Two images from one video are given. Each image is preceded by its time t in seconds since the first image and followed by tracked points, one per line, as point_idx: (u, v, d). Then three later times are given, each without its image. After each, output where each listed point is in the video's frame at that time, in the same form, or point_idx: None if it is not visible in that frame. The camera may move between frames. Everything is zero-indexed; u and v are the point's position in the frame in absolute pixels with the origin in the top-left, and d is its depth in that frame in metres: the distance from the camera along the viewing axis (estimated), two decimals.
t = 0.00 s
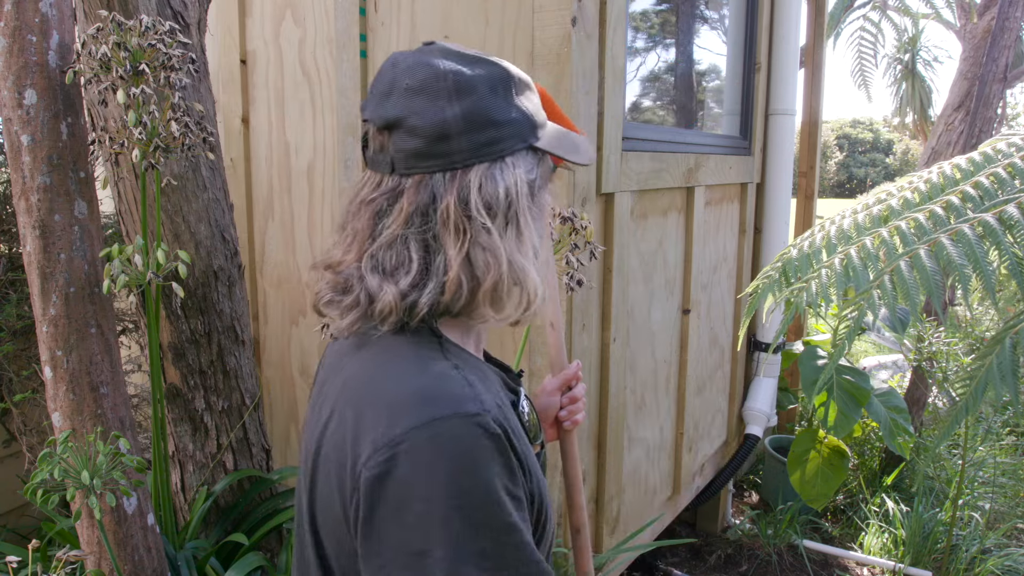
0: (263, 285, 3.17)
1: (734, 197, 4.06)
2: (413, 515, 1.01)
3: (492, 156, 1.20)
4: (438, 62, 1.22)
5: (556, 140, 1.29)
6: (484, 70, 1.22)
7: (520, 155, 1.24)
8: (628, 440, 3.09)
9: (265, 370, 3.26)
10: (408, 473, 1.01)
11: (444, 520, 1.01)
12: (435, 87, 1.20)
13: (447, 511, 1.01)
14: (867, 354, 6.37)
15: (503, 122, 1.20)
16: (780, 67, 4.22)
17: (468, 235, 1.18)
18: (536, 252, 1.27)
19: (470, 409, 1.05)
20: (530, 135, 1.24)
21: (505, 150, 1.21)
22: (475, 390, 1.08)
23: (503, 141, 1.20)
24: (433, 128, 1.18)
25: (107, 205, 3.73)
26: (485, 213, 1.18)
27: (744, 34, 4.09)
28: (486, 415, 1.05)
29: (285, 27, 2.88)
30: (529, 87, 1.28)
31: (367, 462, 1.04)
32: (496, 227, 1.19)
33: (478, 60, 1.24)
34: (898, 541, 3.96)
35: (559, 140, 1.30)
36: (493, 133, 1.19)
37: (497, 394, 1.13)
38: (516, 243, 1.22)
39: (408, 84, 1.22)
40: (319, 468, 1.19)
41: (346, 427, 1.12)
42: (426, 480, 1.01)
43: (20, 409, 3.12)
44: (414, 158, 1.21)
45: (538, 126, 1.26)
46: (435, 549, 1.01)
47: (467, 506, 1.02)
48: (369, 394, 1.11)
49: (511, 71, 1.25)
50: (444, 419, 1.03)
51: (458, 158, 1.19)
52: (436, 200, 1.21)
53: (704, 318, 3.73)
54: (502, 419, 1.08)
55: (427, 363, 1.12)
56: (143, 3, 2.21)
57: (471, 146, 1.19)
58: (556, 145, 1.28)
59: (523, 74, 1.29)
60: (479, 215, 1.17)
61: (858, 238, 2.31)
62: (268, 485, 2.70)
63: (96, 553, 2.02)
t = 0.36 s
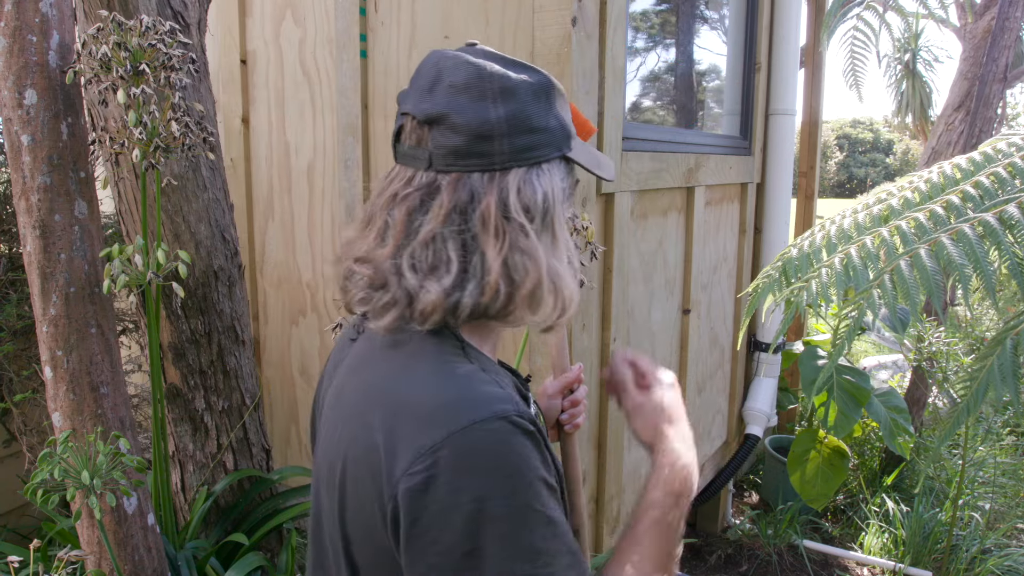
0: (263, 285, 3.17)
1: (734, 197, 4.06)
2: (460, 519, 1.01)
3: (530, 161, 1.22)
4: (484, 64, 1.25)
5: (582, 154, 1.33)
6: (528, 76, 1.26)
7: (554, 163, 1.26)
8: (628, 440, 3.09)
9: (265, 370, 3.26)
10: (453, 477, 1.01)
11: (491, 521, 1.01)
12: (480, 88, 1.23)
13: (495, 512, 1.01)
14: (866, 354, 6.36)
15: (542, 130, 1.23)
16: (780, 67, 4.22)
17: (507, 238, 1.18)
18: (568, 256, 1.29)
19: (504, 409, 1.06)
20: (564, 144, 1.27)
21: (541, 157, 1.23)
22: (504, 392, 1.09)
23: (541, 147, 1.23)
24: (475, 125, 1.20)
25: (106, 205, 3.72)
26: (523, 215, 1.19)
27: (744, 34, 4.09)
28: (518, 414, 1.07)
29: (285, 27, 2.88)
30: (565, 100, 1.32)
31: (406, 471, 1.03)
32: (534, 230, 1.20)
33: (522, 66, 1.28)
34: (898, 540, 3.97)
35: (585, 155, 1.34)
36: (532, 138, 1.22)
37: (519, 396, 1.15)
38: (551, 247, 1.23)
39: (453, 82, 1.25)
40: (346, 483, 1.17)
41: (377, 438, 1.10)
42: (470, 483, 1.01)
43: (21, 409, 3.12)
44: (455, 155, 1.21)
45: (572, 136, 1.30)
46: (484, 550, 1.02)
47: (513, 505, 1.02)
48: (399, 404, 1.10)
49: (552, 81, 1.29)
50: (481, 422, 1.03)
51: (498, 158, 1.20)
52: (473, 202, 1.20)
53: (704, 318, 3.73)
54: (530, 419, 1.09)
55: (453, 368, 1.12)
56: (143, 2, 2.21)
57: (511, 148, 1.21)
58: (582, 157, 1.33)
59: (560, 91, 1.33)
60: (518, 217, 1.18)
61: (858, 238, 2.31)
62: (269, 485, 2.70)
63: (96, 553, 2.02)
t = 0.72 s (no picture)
0: (264, 285, 3.17)
1: (734, 197, 4.06)
2: (463, 525, 1.02)
3: (535, 158, 1.22)
4: (488, 66, 1.26)
5: (592, 148, 1.32)
6: (532, 76, 1.26)
7: (562, 159, 1.26)
8: (628, 440, 3.09)
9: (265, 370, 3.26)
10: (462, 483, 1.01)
11: (493, 531, 1.01)
12: (483, 90, 1.23)
13: (497, 525, 1.01)
14: (867, 354, 6.36)
15: (547, 126, 1.23)
16: (780, 67, 4.22)
17: (514, 235, 1.18)
18: (577, 251, 1.29)
19: (519, 420, 1.05)
20: (572, 140, 1.27)
21: (548, 153, 1.23)
22: (522, 401, 1.08)
23: (547, 144, 1.23)
24: (479, 126, 1.20)
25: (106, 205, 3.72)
26: (530, 211, 1.19)
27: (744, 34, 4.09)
28: (533, 426, 1.06)
29: (285, 27, 2.88)
30: (570, 96, 1.32)
31: (418, 470, 1.04)
32: (541, 225, 1.20)
33: (526, 66, 1.28)
34: (899, 540, 3.97)
35: (595, 149, 1.34)
36: (537, 135, 1.22)
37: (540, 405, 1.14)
38: (559, 243, 1.23)
39: (457, 86, 1.25)
40: (360, 473, 1.18)
41: (394, 433, 1.11)
42: (478, 490, 1.02)
43: (21, 409, 3.12)
44: (461, 157, 1.22)
45: (579, 132, 1.29)
46: (481, 558, 1.02)
47: (515, 518, 1.02)
48: (418, 402, 1.10)
49: (556, 79, 1.29)
50: (496, 431, 1.03)
51: (504, 158, 1.21)
52: (482, 201, 1.21)
53: (704, 318, 3.73)
54: (545, 431, 1.08)
55: (474, 370, 1.11)
56: (143, 3, 2.22)
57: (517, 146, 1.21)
58: (592, 152, 1.32)
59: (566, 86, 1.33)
60: (524, 213, 1.18)
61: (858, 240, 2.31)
62: (269, 485, 2.71)
63: (96, 553, 2.02)
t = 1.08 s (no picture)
0: (264, 285, 3.17)
1: (734, 197, 4.05)
2: (444, 514, 1.01)
3: (552, 162, 1.24)
4: (508, 68, 1.27)
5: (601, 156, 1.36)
6: (550, 81, 1.28)
7: (576, 164, 1.29)
8: (628, 440, 3.09)
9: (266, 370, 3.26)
10: (445, 473, 1.01)
11: (475, 523, 1.01)
12: (503, 92, 1.24)
13: (476, 517, 1.01)
14: (866, 354, 6.35)
15: (563, 131, 1.26)
16: (780, 67, 4.22)
17: (533, 236, 1.21)
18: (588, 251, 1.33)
19: (510, 415, 1.05)
20: (586, 146, 1.30)
21: (564, 158, 1.26)
22: (517, 397, 1.08)
23: (563, 148, 1.25)
24: (499, 129, 1.22)
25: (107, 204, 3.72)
26: (548, 214, 1.22)
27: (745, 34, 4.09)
28: (524, 422, 1.05)
29: (285, 27, 2.88)
30: (583, 103, 1.35)
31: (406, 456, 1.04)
32: (558, 228, 1.23)
33: (543, 71, 1.29)
34: (899, 541, 3.97)
35: (601, 154, 1.38)
36: (553, 139, 1.24)
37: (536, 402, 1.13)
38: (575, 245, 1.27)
39: (476, 86, 1.26)
40: (355, 459, 1.19)
41: (388, 418, 1.12)
42: (461, 479, 1.01)
43: (21, 409, 3.12)
44: (480, 157, 1.23)
45: (592, 139, 1.32)
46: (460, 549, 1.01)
47: (495, 511, 1.02)
48: (414, 390, 1.11)
49: (572, 85, 1.31)
50: (486, 423, 1.03)
51: (521, 160, 1.23)
52: (499, 202, 1.23)
53: (704, 318, 3.73)
54: (537, 429, 1.08)
55: (472, 364, 1.11)
56: (143, 3, 2.21)
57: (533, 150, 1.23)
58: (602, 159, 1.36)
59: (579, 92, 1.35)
60: (542, 215, 1.22)
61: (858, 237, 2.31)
62: (269, 485, 2.71)
63: (96, 553, 2.02)
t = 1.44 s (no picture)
0: (264, 285, 3.17)
1: (734, 197, 4.05)
2: (466, 511, 1.01)
3: (545, 161, 1.25)
4: (499, 68, 1.26)
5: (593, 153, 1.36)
6: (541, 80, 1.28)
7: (567, 163, 1.29)
8: (628, 440, 3.08)
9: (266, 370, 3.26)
10: (463, 468, 1.02)
11: (496, 516, 1.02)
12: (495, 93, 1.24)
13: (498, 509, 1.02)
14: (867, 354, 6.35)
15: (556, 130, 1.26)
16: (780, 67, 4.22)
17: (530, 238, 1.22)
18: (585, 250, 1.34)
19: (520, 407, 1.06)
20: (579, 144, 1.30)
21: (557, 157, 1.26)
22: (522, 390, 1.09)
23: (555, 148, 1.25)
24: (491, 129, 1.22)
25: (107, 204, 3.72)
26: (543, 214, 1.23)
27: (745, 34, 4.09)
28: (533, 413, 1.07)
29: (285, 27, 2.88)
30: (574, 101, 1.35)
31: (421, 457, 1.03)
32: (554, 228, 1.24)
33: (534, 70, 1.29)
34: (899, 540, 3.97)
35: (592, 151, 1.38)
36: (546, 138, 1.24)
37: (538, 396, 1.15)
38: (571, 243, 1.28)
39: (468, 87, 1.26)
40: (360, 464, 1.17)
41: (395, 419, 1.11)
42: (481, 475, 1.02)
43: (21, 409, 3.12)
44: (474, 159, 1.23)
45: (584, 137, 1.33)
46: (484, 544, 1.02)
47: (516, 502, 1.03)
48: (420, 389, 1.10)
49: (563, 83, 1.31)
50: (500, 418, 1.04)
51: (515, 161, 1.23)
52: (495, 204, 1.23)
53: (704, 318, 3.73)
54: (544, 419, 1.09)
55: (475, 362, 1.12)
56: (143, 3, 2.21)
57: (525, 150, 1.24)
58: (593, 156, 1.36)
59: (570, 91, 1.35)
60: (538, 216, 1.22)
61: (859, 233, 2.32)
62: (269, 485, 2.71)
63: (96, 553, 2.02)
